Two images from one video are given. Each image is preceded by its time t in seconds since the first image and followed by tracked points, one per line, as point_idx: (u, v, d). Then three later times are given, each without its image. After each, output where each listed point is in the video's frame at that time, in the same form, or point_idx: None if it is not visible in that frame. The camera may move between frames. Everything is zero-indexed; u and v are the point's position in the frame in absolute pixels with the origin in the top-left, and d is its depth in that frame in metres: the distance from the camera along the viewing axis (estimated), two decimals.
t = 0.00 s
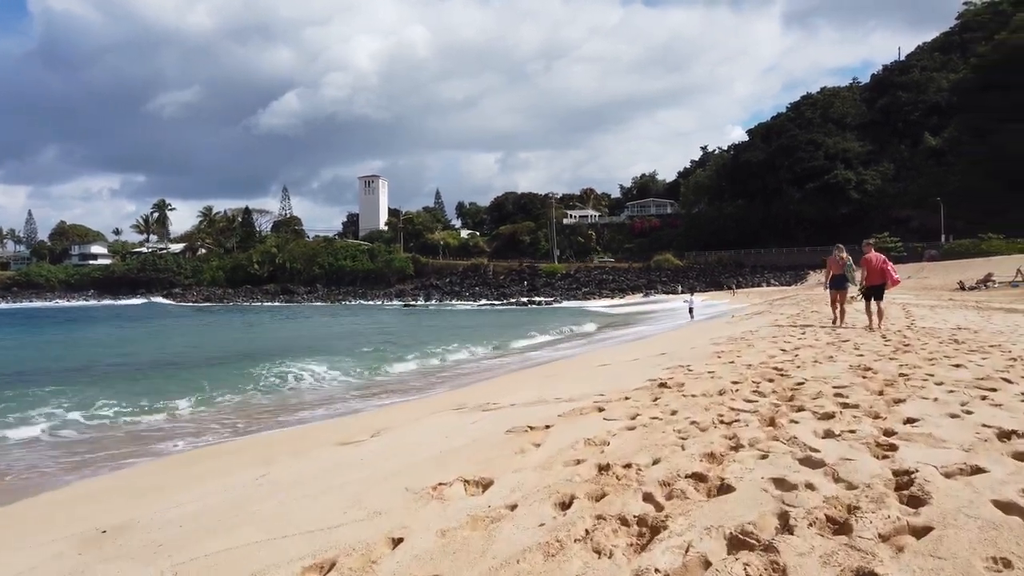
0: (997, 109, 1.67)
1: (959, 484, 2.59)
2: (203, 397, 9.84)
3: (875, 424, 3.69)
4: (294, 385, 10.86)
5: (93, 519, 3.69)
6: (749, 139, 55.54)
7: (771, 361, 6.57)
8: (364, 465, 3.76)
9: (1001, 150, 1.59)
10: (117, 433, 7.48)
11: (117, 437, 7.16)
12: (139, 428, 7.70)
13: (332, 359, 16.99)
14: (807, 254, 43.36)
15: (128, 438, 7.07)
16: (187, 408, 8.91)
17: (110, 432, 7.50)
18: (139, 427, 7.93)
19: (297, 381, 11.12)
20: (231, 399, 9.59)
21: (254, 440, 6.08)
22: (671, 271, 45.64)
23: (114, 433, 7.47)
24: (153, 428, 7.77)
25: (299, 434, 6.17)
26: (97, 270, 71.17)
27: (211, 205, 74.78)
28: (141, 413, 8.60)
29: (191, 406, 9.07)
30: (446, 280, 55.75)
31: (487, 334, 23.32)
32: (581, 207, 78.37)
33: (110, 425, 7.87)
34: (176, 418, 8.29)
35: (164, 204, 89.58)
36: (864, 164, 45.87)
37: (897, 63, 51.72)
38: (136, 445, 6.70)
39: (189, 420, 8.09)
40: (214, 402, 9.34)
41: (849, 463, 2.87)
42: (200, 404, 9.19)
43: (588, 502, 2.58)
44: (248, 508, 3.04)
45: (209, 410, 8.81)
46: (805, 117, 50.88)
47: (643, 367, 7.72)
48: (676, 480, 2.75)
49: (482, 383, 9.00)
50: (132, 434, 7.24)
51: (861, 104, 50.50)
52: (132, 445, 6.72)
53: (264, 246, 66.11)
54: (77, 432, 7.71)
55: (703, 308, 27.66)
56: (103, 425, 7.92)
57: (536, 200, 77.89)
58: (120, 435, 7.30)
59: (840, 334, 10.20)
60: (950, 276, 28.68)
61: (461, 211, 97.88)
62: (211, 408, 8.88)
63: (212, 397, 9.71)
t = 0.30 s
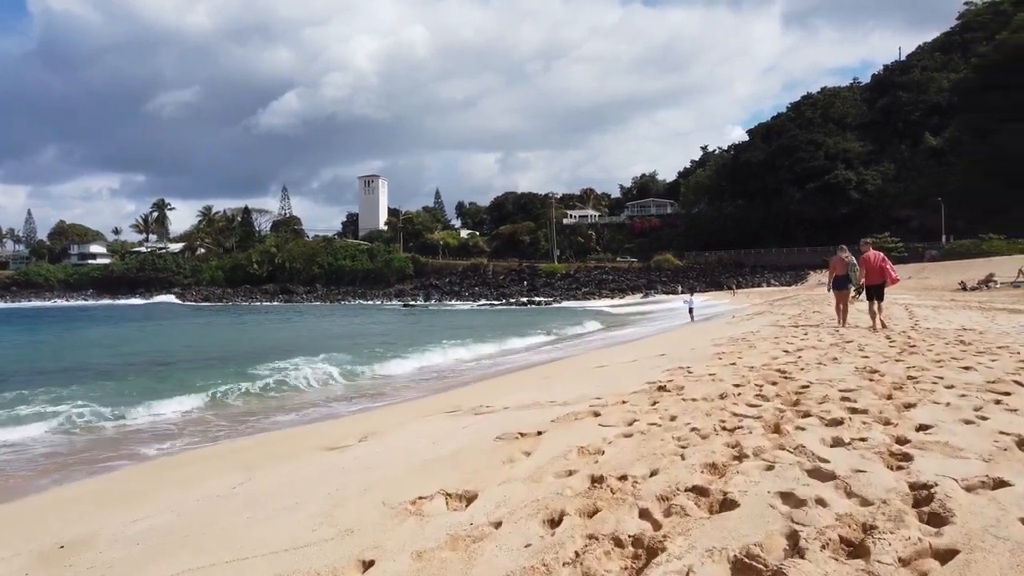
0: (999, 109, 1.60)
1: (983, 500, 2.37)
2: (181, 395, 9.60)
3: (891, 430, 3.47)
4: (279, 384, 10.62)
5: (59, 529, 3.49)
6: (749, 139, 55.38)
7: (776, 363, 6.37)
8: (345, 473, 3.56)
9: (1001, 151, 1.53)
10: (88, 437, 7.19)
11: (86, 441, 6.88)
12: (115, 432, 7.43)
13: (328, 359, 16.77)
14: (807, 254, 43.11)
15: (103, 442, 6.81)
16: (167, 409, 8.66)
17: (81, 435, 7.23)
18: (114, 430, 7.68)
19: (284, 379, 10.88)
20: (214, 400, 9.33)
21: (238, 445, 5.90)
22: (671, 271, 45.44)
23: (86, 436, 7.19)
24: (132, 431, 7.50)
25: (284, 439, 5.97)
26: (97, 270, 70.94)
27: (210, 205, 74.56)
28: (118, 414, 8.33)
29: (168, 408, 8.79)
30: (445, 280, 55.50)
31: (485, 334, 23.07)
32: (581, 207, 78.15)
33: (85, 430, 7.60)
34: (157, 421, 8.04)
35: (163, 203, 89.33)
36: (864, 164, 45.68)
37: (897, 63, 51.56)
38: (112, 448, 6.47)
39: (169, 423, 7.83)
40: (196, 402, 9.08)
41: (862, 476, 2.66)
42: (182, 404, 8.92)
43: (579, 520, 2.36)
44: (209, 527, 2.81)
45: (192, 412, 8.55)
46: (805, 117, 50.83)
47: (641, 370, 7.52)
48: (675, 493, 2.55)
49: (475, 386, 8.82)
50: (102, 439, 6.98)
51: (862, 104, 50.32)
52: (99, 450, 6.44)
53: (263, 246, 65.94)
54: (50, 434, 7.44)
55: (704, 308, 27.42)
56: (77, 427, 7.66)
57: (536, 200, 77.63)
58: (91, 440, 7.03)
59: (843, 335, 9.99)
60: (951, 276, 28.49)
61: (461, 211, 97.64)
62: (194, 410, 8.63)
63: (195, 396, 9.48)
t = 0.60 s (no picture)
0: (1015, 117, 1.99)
1: (1006, 527, 2.20)
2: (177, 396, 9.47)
3: (900, 445, 3.30)
4: (275, 383, 10.49)
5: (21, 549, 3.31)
6: (750, 139, 55.28)
7: (778, 369, 6.20)
8: (322, 488, 3.39)
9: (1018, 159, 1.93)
10: (79, 442, 7.09)
11: (77, 445, 6.77)
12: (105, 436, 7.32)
13: (323, 359, 16.56)
14: (807, 254, 42.86)
15: (90, 446, 6.69)
16: (157, 411, 8.52)
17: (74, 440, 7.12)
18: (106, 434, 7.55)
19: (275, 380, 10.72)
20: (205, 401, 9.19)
21: (221, 453, 5.74)
22: (671, 271, 45.24)
23: (78, 441, 7.09)
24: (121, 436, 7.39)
25: (270, 447, 5.81)
26: (96, 269, 70.82)
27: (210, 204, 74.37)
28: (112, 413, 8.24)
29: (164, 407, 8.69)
30: (445, 280, 55.33)
31: (482, 334, 22.92)
32: (581, 207, 78.00)
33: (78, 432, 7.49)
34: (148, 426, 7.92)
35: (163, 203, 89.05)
36: (865, 164, 45.59)
37: (897, 63, 51.50)
38: (98, 452, 6.34)
39: (160, 429, 7.71)
40: (191, 403, 8.97)
41: (875, 498, 2.49)
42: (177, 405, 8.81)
43: (570, 548, 2.19)
44: (170, 552, 2.63)
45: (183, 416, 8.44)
46: (806, 117, 50.79)
47: (639, 374, 7.34)
48: (674, 517, 2.38)
49: (468, 390, 8.66)
50: (94, 442, 6.87)
51: (862, 104, 50.24)
52: (88, 454, 6.34)
53: (262, 245, 65.61)
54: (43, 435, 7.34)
55: (704, 309, 27.30)
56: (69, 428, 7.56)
57: (535, 200, 77.53)
58: (81, 444, 6.93)
59: (846, 338, 9.85)
60: (953, 276, 28.37)
61: (461, 211, 97.45)
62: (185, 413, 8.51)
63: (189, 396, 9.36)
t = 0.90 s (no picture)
0: None
1: None
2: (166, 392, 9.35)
3: (906, 450, 3.10)
4: (265, 382, 10.32)
5: None
6: (750, 139, 55.14)
7: (777, 369, 6.01)
8: (291, 496, 3.19)
9: None
10: (61, 445, 6.94)
11: (57, 449, 6.62)
12: (88, 439, 7.16)
13: (318, 360, 16.33)
14: (807, 255, 42.66)
15: (71, 450, 6.52)
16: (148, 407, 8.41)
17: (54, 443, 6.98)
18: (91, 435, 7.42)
19: (268, 379, 10.56)
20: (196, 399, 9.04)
21: (201, 456, 5.57)
22: (670, 271, 45.05)
23: (58, 445, 6.94)
24: (105, 438, 7.23)
25: (253, 449, 5.64)
26: (95, 270, 70.67)
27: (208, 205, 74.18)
28: (96, 413, 8.11)
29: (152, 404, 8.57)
30: (444, 280, 55.14)
31: (481, 334, 22.75)
32: (581, 207, 77.81)
33: (61, 432, 7.36)
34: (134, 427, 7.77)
35: (162, 203, 88.92)
36: (865, 164, 45.43)
37: (897, 63, 51.37)
38: (76, 457, 6.16)
39: (147, 431, 7.56)
40: (180, 400, 8.83)
41: (881, 508, 2.29)
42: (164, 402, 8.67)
43: (546, 565, 2.00)
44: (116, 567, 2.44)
45: (171, 416, 8.29)
46: (806, 117, 50.65)
47: (636, 374, 7.15)
48: (662, 530, 2.18)
49: (460, 391, 8.47)
50: (76, 447, 6.71)
51: (862, 104, 50.09)
52: (68, 458, 6.18)
53: (262, 246, 65.38)
54: (22, 435, 7.20)
55: (704, 309, 27.13)
56: (53, 426, 7.43)
57: (535, 200, 77.37)
58: (63, 447, 6.78)
59: (848, 338, 9.65)
60: (954, 276, 28.19)
61: (460, 211, 97.30)
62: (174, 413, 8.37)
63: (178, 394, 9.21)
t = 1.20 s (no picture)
0: None
1: None
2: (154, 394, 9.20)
3: (906, 468, 2.92)
4: (254, 384, 10.19)
5: None
6: (748, 138, 55.00)
7: (774, 376, 5.83)
8: (250, 520, 3.01)
9: None
10: (42, 453, 6.76)
11: (33, 459, 6.47)
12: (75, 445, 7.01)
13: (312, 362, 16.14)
14: (806, 255, 42.50)
15: (50, 459, 6.38)
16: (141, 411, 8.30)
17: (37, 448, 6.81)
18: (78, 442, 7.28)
19: (258, 378, 10.42)
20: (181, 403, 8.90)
21: (176, 465, 5.42)
22: (669, 271, 44.89)
23: (39, 452, 6.77)
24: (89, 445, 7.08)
25: (232, 459, 5.49)
26: (92, 270, 70.49)
27: (206, 205, 73.98)
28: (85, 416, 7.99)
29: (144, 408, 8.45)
30: (443, 280, 54.93)
31: (477, 335, 22.62)
32: (580, 206, 77.62)
33: (40, 437, 7.20)
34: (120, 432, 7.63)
35: (160, 203, 88.67)
36: (863, 164, 45.30)
37: (896, 62, 51.22)
38: (49, 468, 6.00)
39: (131, 438, 7.42)
40: (165, 406, 8.69)
41: (882, 540, 2.11)
42: (148, 408, 8.52)
43: None
44: None
45: (155, 422, 8.11)
46: (805, 116, 50.51)
47: (629, 380, 6.98)
48: (642, 565, 2.00)
49: (449, 397, 8.30)
50: (55, 455, 6.56)
51: (861, 103, 49.92)
52: (41, 470, 6.01)
53: (260, 246, 65.11)
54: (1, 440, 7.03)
55: (701, 309, 26.98)
56: (34, 431, 7.26)
57: (533, 200, 77.13)
58: (42, 456, 6.61)
59: (846, 341, 9.48)
60: (953, 276, 28.03)
61: (458, 211, 97.09)
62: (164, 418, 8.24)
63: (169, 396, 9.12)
